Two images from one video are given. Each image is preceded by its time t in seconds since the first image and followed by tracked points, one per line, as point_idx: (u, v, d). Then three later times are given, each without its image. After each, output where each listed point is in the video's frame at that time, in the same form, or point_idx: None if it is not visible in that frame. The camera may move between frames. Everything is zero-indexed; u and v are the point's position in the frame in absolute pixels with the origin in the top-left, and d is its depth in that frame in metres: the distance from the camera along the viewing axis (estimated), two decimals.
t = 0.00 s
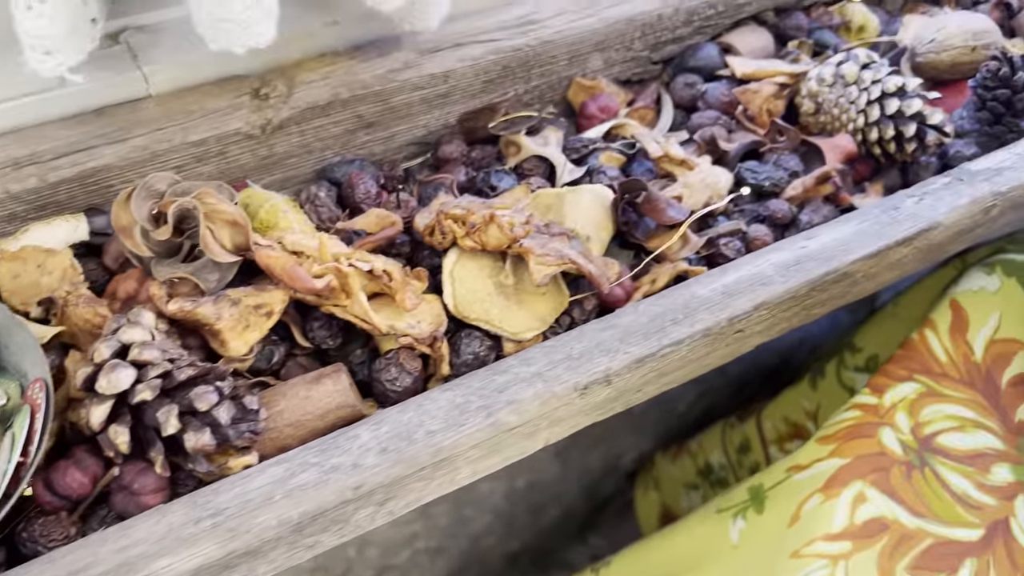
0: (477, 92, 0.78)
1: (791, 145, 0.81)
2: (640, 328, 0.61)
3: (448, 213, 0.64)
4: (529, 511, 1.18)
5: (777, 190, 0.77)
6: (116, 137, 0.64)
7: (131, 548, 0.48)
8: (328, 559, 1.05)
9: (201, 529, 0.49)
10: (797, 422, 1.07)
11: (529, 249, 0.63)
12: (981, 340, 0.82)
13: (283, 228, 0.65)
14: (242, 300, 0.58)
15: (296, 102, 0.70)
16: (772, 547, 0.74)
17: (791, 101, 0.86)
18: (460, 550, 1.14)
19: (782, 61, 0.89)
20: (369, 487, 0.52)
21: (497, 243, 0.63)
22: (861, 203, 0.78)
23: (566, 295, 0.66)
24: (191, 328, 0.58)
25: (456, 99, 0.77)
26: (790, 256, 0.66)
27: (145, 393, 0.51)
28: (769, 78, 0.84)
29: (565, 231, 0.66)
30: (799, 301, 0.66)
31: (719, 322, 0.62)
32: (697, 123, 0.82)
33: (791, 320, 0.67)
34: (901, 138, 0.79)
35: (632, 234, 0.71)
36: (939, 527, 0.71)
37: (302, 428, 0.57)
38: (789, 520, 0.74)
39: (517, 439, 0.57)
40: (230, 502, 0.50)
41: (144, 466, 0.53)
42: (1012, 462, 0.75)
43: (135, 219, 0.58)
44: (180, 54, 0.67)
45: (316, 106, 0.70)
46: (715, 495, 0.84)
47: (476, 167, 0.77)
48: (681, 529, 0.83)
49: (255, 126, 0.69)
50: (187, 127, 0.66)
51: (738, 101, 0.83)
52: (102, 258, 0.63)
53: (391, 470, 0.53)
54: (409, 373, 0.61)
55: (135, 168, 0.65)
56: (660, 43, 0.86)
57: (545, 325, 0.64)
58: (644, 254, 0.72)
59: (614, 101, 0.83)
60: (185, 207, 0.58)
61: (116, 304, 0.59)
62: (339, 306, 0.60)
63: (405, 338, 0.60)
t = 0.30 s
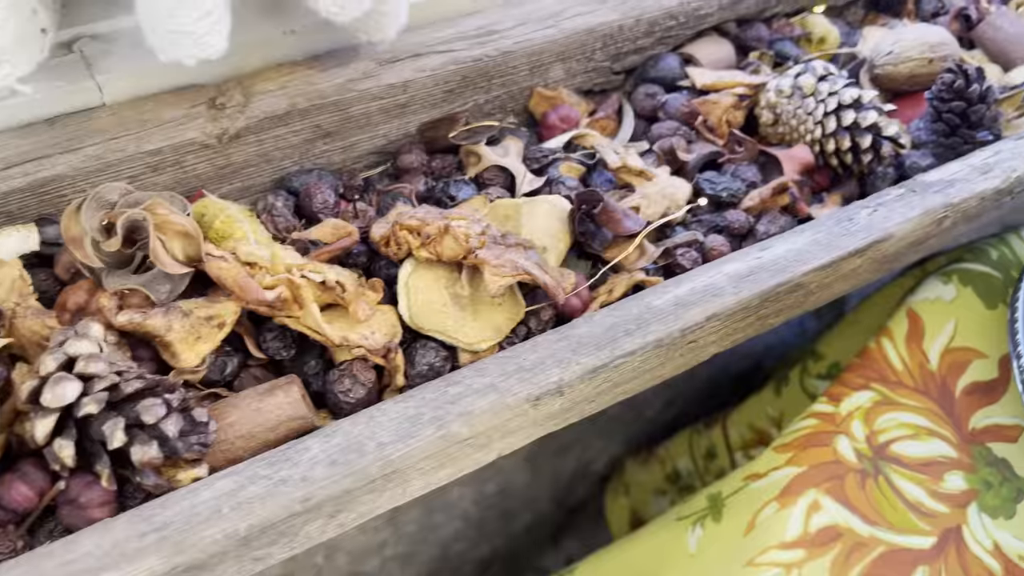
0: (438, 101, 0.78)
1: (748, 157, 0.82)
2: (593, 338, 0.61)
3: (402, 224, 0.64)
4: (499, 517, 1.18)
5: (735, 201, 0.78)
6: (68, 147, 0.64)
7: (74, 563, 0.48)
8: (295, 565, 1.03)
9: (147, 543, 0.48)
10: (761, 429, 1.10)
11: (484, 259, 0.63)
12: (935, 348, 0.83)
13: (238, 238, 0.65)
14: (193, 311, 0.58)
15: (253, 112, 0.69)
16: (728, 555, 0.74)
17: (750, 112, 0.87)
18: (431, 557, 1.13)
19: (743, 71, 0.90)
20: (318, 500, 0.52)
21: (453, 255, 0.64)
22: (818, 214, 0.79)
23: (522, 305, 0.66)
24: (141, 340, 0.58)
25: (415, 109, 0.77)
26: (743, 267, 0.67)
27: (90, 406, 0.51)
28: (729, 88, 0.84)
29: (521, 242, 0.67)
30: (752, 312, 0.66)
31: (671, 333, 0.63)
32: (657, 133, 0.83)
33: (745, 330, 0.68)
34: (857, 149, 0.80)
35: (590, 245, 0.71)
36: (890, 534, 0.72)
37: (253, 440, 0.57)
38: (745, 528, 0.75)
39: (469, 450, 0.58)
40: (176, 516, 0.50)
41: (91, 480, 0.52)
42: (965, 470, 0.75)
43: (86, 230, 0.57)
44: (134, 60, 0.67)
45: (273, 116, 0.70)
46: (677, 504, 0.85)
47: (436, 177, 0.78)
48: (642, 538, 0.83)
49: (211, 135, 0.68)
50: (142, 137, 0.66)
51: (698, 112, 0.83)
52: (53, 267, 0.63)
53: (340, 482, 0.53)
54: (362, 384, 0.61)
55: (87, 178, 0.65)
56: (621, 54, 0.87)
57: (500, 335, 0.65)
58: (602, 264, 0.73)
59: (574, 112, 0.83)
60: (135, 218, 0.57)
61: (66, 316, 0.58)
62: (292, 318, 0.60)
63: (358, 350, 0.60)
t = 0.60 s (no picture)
0: (398, 108, 0.77)
1: (710, 166, 0.81)
2: (548, 350, 0.60)
3: (355, 234, 0.62)
4: (470, 523, 1.16)
5: (696, 210, 0.78)
6: (15, 154, 0.63)
7: None
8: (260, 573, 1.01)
9: (85, 562, 0.48)
10: (729, 437, 1.10)
11: (439, 270, 0.62)
12: (897, 357, 0.84)
13: (189, 248, 0.64)
14: (139, 323, 0.57)
15: (206, 118, 0.68)
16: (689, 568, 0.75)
17: (713, 122, 0.86)
18: (399, 565, 1.11)
19: (707, 80, 0.90)
20: (262, 517, 0.51)
21: (408, 264, 0.63)
22: (779, 223, 0.79)
23: (478, 316, 0.65)
24: (85, 352, 0.57)
25: (375, 116, 0.76)
26: (700, 278, 0.66)
27: (26, 422, 0.49)
28: (693, 97, 0.84)
29: (478, 252, 0.66)
30: (709, 323, 0.66)
31: (627, 345, 0.62)
32: (620, 142, 0.83)
33: (703, 341, 0.67)
34: (818, 158, 0.80)
35: (549, 255, 0.70)
36: (849, 546, 0.72)
37: (199, 454, 0.56)
38: (705, 540, 0.75)
39: (420, 465, 0.57)
40: (115, 534, 0.49)
41: (30, 496, 0.51)
42: (925, 481, 0.75)
43: (28, 240, 0.55)
44: (81, 66, 0.65)
45: (228, 123, 0.69)
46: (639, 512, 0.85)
47: (394, 184, 0.77)
48: (604, 547, 0.83)
49: (163, 142, 0.67)
50: (91, 144, 0.65)
51: (660, 120, 0.83)
52: None
53: (285, 498, 0.52)
54: (312, 397, 0.60)
55: (32, 186, 0.63)
56: (584, 61, 0.86)
57: (456, 346, 0.64)
58: (561, 274, 0.73)
59: (537, 120, 0.83)
60: (77, 228, 0.56)
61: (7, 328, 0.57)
62: (241, 329, 0.59)
63: (308, 362, 0.59)
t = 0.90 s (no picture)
0: (342, 120, 0.75)
1: (663, 180, 0.80)
2: (486, 374, 0.58)
3: (287, 251, 0.60)
4: (434, 537, 1.13)
5: (648, 225, 0.76)
6: None
7: None
8: None
9: None
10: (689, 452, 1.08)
11: (375, 289, 0.60)
12: (853, 375, 0.82)
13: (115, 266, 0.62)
14: (54, 345, 0.54)
15: (137, 130, 0.66)
16: None
17: (668, 135, 0.85)
18: None
19: (664, 91, 0.88)
20: (177, 551, 0.49)
21: (342, 284, 0.60)
22: (733, 239, 0.78)
23: (418, 336, 0.63)
24: None
25: (318, 127, 0.74)
26: (646, 297, 0.65)
27: None
28: (647, 109, 0.83)
29: (418, 269, 0.64)
30: (655, 343, 0.64)
31: (569, 368, 0.60)
32: (572, 155, 0.81)
33: (650, 361, 0.65)
34: (774, 172, 0.78)
35: (495, 272, 0.68)
36: (800, 570, 0.71)
37: (117, 483, 0.54)
38: (654, 564, 0.73)
39: (350, 494, 0.55)
40: (18, 571, 0.46)
41: None
42: (879, 502, 0.74)
43: None
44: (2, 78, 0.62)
45: (161, 135, 0.67)
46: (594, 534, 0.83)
47: (338, 198, 0.74)
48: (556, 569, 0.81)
49: (90, 155, 0.65)
50: (14, 156, 0.62)
51: (613, 133, 0.82)
52: None
53: (202, 531, 0.49)
54: (240, 422, 0.58)
55: None
56: (538, 72, 0.84)
57: (393, 368, 0.62)
58: (507, 291, 0.70)
59: (488, 132, 0.81)
60: None
61: None
62: (165, 351, 0.56)
63: (234, 386, 0.57)
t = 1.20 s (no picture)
0: (279, 133, 0.72)
1: (613, 197, 0.78)
2: (417, 403, 0.56)
3: (209, 273, 0.58)
4: (395, 556, 1.10)
5: (596, 244, 0.74)
6: None
7: None
8: None
9: None
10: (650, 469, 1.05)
11: (302, 313, 0.58)
12: (809, 397, 0.81)
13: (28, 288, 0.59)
14: None
15: (58, 144, 0.63)
16: None
17: (620, 149, 0.83)
18: None
19: (618, 104, 0.86)
20: None
21: (266, 308, 0.58)
22: (685, 258, 0.76)
23: (350, 362, 0.60)
24: None
25: (253, 141, 0.71)
26: (589, 320, 0.62)
27: None
28: (598, 123, 0.80)
29: (349, 291, 0.61)
30: (597, 368, 0.62)
31: (504, 396, 0.58)
32: (521, 170, 0.79)
33: (593, 386, 0.63)
34: (726, 189, 0.76)
35: (436, 292, 0.65)
36: None
37: (20, 521, 0.51)
38: None
39: (268, 531, 0.52)
40: None
41: None
42: (831, 529, 0.72)
43: None
44: None
45: (83, 150, 0.64)
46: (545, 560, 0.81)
47: (275, 215, 0.71)
48: None
49: (6, 170, 0.62)
50: None
51: (563, 148, 0.79)
52: None
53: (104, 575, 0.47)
54: (156, 454, 0.55)
55: None
56: (487, 84, 0.82)
57: (321, 397, 0.59)
58: (448, 312, 0.68)
59: (434, 146, 0.78)
60: None
61: None
62: (75, 380, 0.54)
63: (148, 417, 0.55)
